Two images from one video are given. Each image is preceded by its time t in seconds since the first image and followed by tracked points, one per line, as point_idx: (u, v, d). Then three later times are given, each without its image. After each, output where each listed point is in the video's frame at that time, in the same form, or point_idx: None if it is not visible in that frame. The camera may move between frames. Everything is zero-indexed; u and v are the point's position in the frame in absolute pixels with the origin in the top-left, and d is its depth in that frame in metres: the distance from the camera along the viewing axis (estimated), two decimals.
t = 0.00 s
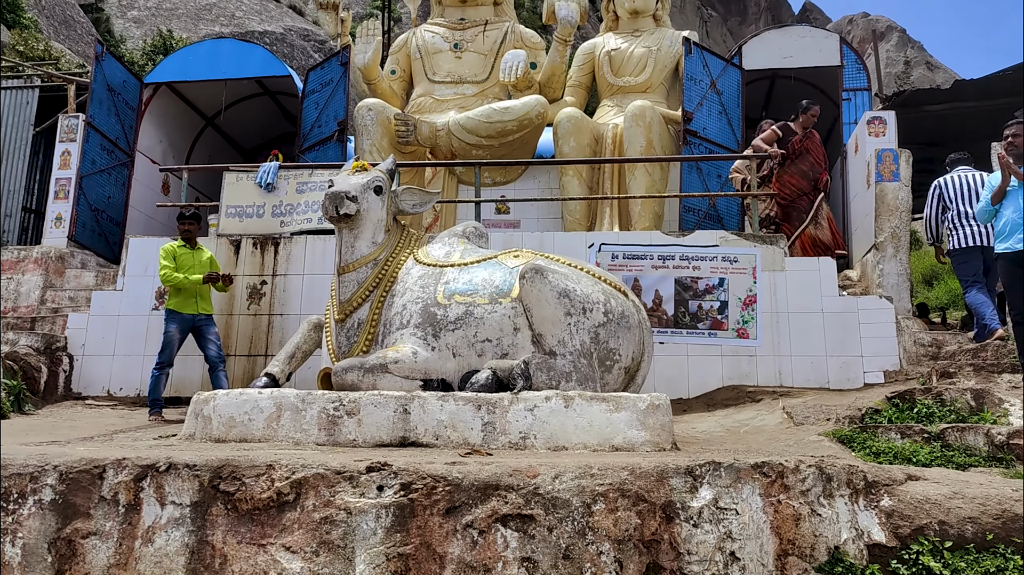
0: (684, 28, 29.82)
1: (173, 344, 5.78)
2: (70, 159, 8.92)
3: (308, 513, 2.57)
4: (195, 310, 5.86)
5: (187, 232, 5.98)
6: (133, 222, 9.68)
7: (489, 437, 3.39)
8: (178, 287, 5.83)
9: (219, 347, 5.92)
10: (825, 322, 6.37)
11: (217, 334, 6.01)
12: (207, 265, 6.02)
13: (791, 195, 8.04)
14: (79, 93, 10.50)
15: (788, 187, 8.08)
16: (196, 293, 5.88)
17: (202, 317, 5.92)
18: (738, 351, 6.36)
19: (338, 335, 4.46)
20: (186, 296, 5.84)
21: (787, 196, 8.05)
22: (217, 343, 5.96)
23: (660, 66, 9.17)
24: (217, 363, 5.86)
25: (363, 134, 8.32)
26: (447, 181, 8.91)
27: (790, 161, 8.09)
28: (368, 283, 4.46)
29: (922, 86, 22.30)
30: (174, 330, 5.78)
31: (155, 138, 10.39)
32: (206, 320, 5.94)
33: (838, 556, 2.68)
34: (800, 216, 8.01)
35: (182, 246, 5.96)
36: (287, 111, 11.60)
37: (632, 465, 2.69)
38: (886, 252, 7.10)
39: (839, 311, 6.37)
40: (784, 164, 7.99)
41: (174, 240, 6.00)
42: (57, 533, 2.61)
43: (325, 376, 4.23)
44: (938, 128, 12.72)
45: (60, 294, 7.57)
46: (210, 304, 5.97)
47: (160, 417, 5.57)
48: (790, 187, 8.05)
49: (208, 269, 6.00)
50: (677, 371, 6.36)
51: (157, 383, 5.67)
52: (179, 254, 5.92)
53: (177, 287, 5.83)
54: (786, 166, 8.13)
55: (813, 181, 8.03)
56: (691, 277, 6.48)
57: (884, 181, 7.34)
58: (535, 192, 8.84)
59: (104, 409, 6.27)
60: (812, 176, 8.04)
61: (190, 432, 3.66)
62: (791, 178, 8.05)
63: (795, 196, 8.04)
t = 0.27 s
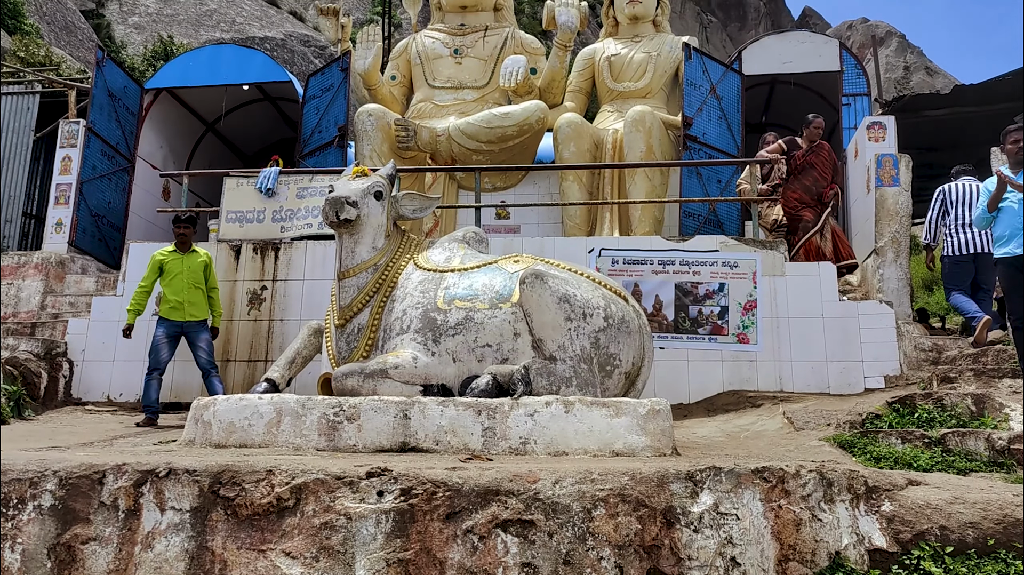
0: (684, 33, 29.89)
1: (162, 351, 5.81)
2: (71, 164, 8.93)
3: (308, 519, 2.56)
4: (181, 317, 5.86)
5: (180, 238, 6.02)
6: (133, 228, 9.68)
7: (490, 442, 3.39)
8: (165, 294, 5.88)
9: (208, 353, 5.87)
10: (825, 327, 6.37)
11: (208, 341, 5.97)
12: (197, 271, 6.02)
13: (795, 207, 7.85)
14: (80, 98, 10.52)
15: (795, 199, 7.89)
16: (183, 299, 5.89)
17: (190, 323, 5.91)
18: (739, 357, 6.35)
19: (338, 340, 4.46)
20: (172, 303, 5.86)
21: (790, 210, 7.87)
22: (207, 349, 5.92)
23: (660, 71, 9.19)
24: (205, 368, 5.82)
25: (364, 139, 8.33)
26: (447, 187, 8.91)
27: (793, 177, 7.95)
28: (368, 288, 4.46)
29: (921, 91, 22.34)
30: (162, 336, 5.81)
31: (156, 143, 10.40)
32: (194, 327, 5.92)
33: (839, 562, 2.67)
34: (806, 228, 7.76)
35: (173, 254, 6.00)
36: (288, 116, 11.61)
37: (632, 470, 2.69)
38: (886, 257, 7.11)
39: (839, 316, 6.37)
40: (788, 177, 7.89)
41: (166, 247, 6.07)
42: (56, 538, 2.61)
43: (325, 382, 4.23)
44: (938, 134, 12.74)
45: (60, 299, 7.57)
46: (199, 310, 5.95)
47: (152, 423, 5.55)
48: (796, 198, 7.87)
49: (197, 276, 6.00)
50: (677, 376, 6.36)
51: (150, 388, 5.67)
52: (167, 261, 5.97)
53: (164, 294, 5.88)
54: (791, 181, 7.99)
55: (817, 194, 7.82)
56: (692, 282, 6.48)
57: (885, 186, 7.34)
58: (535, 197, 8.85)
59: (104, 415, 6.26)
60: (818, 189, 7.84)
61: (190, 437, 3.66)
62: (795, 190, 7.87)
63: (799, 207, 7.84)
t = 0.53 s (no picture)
0: (683, 44, 30.03)
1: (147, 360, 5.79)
2: (71, 176, 8.95)
3: (307, 531, 2.56)
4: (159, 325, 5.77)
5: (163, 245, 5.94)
6: (133, 239, 9.69)
7: (489, 454, 3.38)
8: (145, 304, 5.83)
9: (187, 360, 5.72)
10: (824, 338, 6.37)
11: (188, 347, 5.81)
12: (178, 277, 5.89)
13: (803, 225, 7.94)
14: (81, 110, 10.55)
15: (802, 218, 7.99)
16: (161, 307, 5.79)
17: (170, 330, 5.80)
18: (738, 367, 6.35)
19: (338, 352, 4.46)
20: (151, 312, 5.79)
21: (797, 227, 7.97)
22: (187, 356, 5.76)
23: (659, 82, 9.23)
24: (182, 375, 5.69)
25: (364, 150, 8.35)
26: (447, 198, 8.93)
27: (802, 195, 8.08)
28: (368, 300, 4.46)
29: (920, 101, 22.42)
30: (145, 346, 5.78)
31: (156, 155, 10.43)
32: (174, 333, 5.80)
33: None
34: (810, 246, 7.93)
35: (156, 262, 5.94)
36: (288, 127, 11.65)
37: (632, 482, 2.69)
38: (885, 267, 7.13)
39: (838, 327, 6.37)
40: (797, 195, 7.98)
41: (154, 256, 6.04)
42: (55, 551, 2.60)
43: (325, 393, 4.23)
44: (936, 145, 12.78)
45: (59, 311, 7.58)
46: (180, 317, 5.81)
47: (154, 434, 5.54)
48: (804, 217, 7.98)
49: (178, 282, 5.87)
50: (677, 387, 6.35)
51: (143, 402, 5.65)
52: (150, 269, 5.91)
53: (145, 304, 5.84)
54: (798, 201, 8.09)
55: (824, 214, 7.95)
56: (691, 293, 6.49)
57: (883, 198, 7.34)
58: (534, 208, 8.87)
59: (103, 426, 6.26)
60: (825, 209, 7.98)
61: (190, 448, 3.65)
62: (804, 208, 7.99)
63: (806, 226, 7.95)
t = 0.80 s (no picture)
0: (680, 62, 30.23)
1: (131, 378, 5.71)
2: (70, 195, 8.97)
3: (305, 554, 2.55)
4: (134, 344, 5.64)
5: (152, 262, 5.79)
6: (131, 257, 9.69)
7: (488, 473, 3.38)
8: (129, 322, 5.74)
9: (149, 382, 5.49)
10: (823, 355, 6.38)
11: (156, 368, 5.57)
12: (160, 296, 5.71)
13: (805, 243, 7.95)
14: (81, 129, 10.60)
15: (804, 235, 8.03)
16: (139, 325, 5.65)
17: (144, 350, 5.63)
18: (736, 385, 6.35)
19: (336, 371, 4.46)
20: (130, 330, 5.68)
21: (798, 245, 7.98)
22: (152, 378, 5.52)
23: (656, 100, 9.29)
24: (143, 398, 5.47)
25: (362, 169, 8.38)
26: (445, 216, 8.96)
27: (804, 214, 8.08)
28: (366, 318, 4.47)
29: (916, 118, 22.53)
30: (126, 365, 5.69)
31: (155, 174, 10.46)
32: (148, 353, 5.62)
33: None
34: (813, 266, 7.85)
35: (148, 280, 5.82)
36: (287, 145, 11.69)
37: (630, 503, 2.68)
38: (883, 285, 7.16)
39: (837, 344, 6.38)
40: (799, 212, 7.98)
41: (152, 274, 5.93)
42: None
43: (323, 412, 4.22)
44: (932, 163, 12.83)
45: (58, 329, 7.58)
46: (156, 337, 5.63)
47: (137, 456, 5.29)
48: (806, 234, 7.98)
49: (159, 301, 5.69)
50: (675, 405, 6.34)
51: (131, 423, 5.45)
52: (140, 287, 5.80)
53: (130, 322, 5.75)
54: (799, 218, 8.14)
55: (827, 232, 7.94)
56: (689, 311, 6.50)
57: (880, 216, 7.36)
58: (533, 226, 8.90)
59: (101, 446, 6.24)
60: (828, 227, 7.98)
61: (188, 468, 3.65)
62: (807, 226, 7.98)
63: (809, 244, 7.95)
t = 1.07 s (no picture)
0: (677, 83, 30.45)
1: (110, 406, 5.47)
2: (69, 216, 9.00)
3: None
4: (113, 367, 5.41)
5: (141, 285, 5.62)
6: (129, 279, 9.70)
7: (485, 495, 3.37)
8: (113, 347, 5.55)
9: (125, 407, 5.24)
10: (821, 376, 6.38)
11: (133, 393, 5.32)
12: (142, 318, 5.49)
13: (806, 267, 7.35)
14: (81, 151, 10.65)
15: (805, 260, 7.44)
16: (119, 348, 5.44)
17: (121, 374, 5.39)
18: (735, 407, 6.34)
19: (334, 393, 4.45)
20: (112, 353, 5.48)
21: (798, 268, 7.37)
22: (128, 404, 5.27)
23: (653, 122, 9.35)
24: (117, 424, 5.22)
25: (361, 190, 8.41)
26: (444, 237, 8.98)
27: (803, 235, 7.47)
28: (364, 340, 4.48)
29: (912, 138, 22.68)
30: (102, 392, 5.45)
31: (154, 195, 10.49)
32: (126, 378, 5.38)
33: None
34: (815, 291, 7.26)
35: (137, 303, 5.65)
36: (286, 166, 11.73)
37: (628, 527, 2.68)
38: (880, 306, 7.20)
39: (835, 365, 6.38)
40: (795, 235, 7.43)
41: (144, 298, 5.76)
42: None
43: (321, 434, 4.21)
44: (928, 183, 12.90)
45: (56, 351, 7.57)
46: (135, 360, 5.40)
47: (114, 483, 5.16)
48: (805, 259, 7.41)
49: (140, 323, 5.48)
50: (674, 427, 6.33)
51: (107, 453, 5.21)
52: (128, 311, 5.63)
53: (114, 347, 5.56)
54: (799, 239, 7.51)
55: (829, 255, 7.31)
56: (687, 332, 6.50)
57: (877, 237, 7.40)
58: (531, 247, 8.93)
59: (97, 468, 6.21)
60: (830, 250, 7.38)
61: (184, 491, 3.63)
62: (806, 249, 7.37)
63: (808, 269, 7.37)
